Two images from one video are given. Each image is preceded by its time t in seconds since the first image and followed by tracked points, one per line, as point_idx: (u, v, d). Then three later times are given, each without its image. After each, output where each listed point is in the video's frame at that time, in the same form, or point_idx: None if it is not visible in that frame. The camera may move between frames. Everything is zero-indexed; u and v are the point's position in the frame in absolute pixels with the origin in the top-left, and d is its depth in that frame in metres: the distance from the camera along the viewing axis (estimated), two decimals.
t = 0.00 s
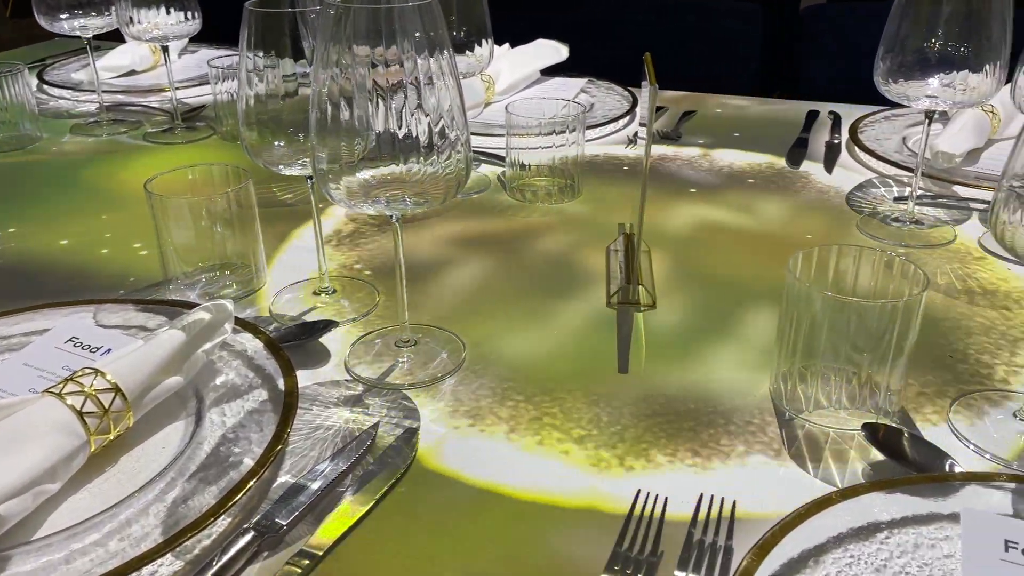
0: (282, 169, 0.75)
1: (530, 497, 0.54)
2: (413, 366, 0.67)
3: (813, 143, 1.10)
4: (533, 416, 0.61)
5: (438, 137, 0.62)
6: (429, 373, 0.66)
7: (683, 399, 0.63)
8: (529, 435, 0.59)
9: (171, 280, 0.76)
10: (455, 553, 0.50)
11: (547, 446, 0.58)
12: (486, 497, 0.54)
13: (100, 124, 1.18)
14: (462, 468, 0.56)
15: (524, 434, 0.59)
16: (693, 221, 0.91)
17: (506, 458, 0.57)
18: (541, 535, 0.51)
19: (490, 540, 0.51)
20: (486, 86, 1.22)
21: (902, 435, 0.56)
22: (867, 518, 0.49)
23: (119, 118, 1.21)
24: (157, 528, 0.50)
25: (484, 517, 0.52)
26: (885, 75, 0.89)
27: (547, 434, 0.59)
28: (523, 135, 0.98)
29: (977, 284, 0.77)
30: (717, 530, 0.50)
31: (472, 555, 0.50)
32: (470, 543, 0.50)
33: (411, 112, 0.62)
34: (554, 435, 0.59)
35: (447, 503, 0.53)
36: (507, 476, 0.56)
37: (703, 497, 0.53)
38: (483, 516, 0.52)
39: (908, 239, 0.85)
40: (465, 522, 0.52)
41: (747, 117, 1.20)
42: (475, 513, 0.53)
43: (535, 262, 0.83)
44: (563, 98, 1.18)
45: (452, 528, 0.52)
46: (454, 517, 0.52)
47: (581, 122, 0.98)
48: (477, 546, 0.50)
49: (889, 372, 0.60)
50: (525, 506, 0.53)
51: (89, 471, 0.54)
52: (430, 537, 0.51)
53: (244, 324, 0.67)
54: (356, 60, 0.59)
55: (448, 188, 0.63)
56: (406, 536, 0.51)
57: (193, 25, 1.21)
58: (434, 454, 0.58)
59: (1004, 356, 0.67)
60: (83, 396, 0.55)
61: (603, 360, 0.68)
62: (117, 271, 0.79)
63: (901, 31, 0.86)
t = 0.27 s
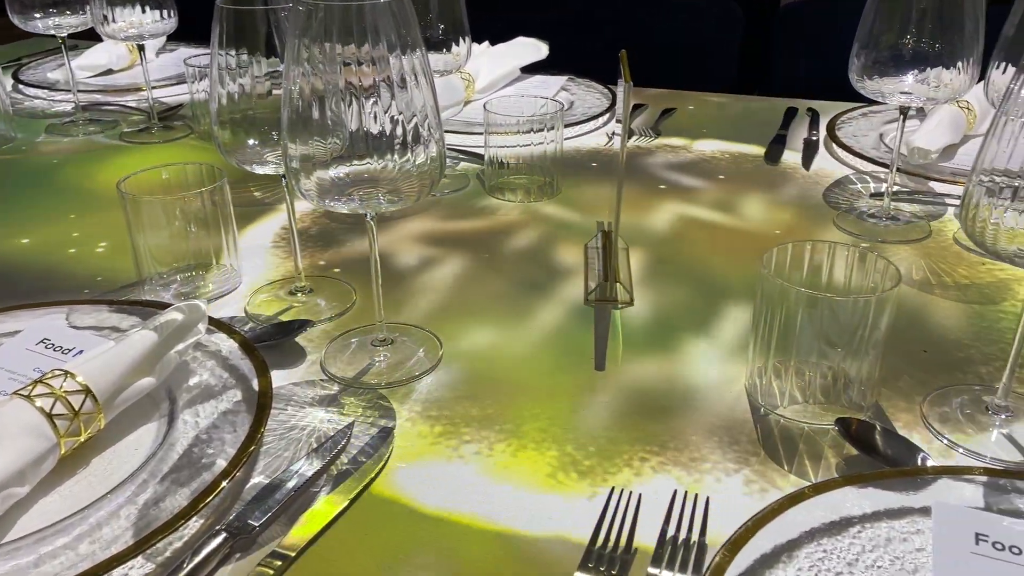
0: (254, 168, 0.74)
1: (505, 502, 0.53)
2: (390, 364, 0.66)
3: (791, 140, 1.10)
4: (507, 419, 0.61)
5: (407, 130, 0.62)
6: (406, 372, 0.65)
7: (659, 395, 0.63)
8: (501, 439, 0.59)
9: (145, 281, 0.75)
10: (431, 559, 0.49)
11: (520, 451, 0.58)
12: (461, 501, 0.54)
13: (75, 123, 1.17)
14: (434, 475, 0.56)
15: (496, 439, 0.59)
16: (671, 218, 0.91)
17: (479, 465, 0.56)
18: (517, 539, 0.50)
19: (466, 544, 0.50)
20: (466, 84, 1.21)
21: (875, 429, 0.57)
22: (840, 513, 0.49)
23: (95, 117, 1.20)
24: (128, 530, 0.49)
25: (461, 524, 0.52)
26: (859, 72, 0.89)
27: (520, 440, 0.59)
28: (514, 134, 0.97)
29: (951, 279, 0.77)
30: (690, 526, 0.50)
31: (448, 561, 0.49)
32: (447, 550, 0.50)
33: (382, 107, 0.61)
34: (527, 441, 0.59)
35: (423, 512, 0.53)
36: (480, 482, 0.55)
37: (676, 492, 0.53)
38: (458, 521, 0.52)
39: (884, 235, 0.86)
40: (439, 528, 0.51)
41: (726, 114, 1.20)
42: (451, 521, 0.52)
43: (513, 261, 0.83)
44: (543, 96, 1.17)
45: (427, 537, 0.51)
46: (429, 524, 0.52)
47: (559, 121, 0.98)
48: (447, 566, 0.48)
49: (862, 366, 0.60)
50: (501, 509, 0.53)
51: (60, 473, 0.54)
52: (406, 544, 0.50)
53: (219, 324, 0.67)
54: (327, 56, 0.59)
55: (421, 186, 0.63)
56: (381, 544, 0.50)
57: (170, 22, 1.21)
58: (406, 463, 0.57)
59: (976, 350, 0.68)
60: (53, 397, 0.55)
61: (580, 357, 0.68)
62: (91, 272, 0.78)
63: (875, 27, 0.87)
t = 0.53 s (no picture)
0: (231, 168, 0.74)
1: (488, 507, 0.53)
2: (370, 364, 0.66)
3: (772, 138, 1.11)
4: (488, 423, 0.60)
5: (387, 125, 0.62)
6: (387, 372, 0.65)
7: (640, 392, 0.63)
8: (483, 444, 0.58)
9: (123, 282, 0.75)
10: (414, 564, 0.48)
11: (503, 455, 0.57)
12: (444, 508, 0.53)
13: (53, 124, 1.16)
14: (415, 481, 0.55)
15: (478, 444, 0.58)
16: (653, 217, 0.91)
17: (461, 471, 0.56)
18: (490, 558, 0.49)
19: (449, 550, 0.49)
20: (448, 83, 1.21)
21: (852, 424, 0.57)
22: (817, 509, 0.50)
23: (74, 118, 1.19)
24: (104, 534, 0.49)
25: (443, 531, 0.51)
26: (838, 69, 0.90)
27: (502, 444, 0.58)
28: (498, 132, 0.97)
29: (929, 275, 0.78)
30: (669, 524, 0.50)
31: (431, 568, 0.48)
32: (430, 557, 0.49)
33: (362, 102, 0.61)
34: (509, 444, 0.58)
35: (404, 518, 0.52)
36: (462, 488, 0.54)
37: (656, 489, 0.53)
38: (440, 527, 0.51)
39: (863, 231, 0.86)
40: (422, 535, 0.51)
41: (708, 112, 1.20)
42: (433, 527, 0.51)
43: (494, 260, 0.83)
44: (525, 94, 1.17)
45: (409, 545, 0.50)
46: (411, 531, 0.51)
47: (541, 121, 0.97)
48: None
49: (841, 362, 0.60)
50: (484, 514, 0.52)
51: (35, 477, 0.53)
52: (388, 550, 0.50)
53: (197, 325, 0.66)
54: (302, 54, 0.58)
55: (400, 185, 0.62)
56: (362, 551, 0.49)
57: (149, 21, 1.20)
58: (387, 468, 0.56)
59: (953, 344, 0.68)
60: (27, 400, 0.54)
61: (560, 356, 0.68)
62: (68, 274, 0.78)
63: (853, 25, 0.87)
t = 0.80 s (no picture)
0: (209, 169, 0.74)
1: (469, 509, 0.52)
2: (349, 364, 0.66)
3: (753, 135, 1.11)
4: (469, 425, 0.60)
5: (365, 123, 0.61)
6: (366, 371, 0.65)
7: (619, 390, 0.63)
8: (464, 446, 0.58)
9: (100, 284, 0.74)
10: None
11: (484, 457, 0.57)
12: (425, 510, 0.52)
13: (31, 125, 1.15)
14: (396, 484, 0.54)
15: (459, 446, 0.58)
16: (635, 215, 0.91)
17: (442, 473, 0.55)
18: None
19: (431, 553, 0.49)
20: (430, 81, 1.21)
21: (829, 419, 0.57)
22: (795, 504, 0.50)
23: (52, 118, 1.18)
24: (80, 537, 0.48)
25: (404, 559, 0.48)
26: (817, 67, 0.90)
27: (477, 451, 0.57)
28: (477, 132, 0.97)
29: (907, 271, 0.78)
30: (648, 520, 0.51)
31: None
32: (411, 561, 0.48)
33: (340, 101, 0.61)
34: (484, 450, 0.57)
35: (361, 547, 0.49)
36: (444, 491, 0.54)
37: (636, 487, 0.53)
38: (422, 531, 0.51)
39: (843, 228, 0.87)
40: (404, 539, 0.50)
41: (689, 109, 1.21)
42: (394, 556, 0.49)
43: (475, 259, 0.83)
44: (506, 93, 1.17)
45: (378, 563, 0.48)
46: (382, 548, 0.49)
47: (519, 120, 0.98)
48: None
49: (819, 358, 0.60)
50: (466, 517, 0.52)
51: (10, 481, 0.53)
52: None
53: (174, 326, 0.66)
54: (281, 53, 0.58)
55: (377, 184, 0.62)
56: None
57: (127, 20, 1.19)
58: (343, 493, 0.54)
59: (929, 339, 0.69)
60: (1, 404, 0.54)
61: (541, 354, 0.68)
62: (45, 275, 0.77)
63: (830, 23, 0.88)
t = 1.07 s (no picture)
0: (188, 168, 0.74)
1: (447, 509, 0.52)
2: (330, 364, 0.66)
3: (736, 133, 1.12)
4: (447, 426, 0.60)
5: (342, 120, 0.61)
6: (347, 371, 0.65)
7: (600, 389, 0.63)
8: (441, 447, 0.57)
9: (80, 286, 0.73)
10: None
11: (461, 459, 0.56)
12: (402, 511, 0.52)
13: (10, 125, 1.14)
14: (371, 486, 0.54)
15: (436, 447, 0.57)
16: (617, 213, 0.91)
17: (419, 474, 0.55)
18: None
19: (408, 554, 0.48)
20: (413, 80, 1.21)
21: (807, 415, 0.58)
22: (773, 501, 0.50)
23: (32, 118, 1.17)
24: (57, 540, 0.48)
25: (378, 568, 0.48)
26: (796, 64, 0.90)
27: (450, 456, 0.57)
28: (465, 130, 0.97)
29: (887, 267, 0.79)
30: (627, 518, 0.51)
31: None
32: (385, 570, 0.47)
33: (319, 100, 0.61)
34: (458, 455, 0.57)
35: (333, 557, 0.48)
36: (420, 492, 0.53)
37: (614, 484, 0.53)
38: (398, 531, 0.50)
39: (824, 225, 0.87)
40: (381, 539, 0.50)
41: (672, 107, 1.21)
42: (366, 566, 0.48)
43: (458, 258, 0.83)
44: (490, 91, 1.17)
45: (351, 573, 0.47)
46: (354, 557, 0.48)
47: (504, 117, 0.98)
48: None
49: (798, 354, 0.61)
50: (444, 517, 0.51)
51: None
52: None
53: (153, 328, 0.66)
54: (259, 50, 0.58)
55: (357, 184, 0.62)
56: None
57: (107, 20, 1.18)
58: (313, 501, 0.53)
59: (909, 335, 0.69)
60: None
61: (522, 353, 0.68)
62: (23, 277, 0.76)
63: (809, 22, 0.88)
